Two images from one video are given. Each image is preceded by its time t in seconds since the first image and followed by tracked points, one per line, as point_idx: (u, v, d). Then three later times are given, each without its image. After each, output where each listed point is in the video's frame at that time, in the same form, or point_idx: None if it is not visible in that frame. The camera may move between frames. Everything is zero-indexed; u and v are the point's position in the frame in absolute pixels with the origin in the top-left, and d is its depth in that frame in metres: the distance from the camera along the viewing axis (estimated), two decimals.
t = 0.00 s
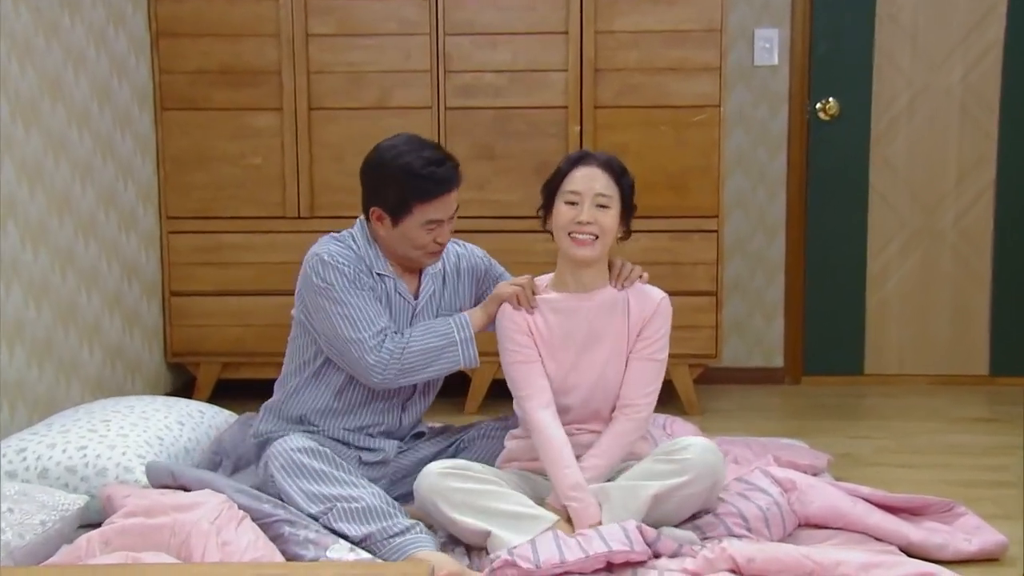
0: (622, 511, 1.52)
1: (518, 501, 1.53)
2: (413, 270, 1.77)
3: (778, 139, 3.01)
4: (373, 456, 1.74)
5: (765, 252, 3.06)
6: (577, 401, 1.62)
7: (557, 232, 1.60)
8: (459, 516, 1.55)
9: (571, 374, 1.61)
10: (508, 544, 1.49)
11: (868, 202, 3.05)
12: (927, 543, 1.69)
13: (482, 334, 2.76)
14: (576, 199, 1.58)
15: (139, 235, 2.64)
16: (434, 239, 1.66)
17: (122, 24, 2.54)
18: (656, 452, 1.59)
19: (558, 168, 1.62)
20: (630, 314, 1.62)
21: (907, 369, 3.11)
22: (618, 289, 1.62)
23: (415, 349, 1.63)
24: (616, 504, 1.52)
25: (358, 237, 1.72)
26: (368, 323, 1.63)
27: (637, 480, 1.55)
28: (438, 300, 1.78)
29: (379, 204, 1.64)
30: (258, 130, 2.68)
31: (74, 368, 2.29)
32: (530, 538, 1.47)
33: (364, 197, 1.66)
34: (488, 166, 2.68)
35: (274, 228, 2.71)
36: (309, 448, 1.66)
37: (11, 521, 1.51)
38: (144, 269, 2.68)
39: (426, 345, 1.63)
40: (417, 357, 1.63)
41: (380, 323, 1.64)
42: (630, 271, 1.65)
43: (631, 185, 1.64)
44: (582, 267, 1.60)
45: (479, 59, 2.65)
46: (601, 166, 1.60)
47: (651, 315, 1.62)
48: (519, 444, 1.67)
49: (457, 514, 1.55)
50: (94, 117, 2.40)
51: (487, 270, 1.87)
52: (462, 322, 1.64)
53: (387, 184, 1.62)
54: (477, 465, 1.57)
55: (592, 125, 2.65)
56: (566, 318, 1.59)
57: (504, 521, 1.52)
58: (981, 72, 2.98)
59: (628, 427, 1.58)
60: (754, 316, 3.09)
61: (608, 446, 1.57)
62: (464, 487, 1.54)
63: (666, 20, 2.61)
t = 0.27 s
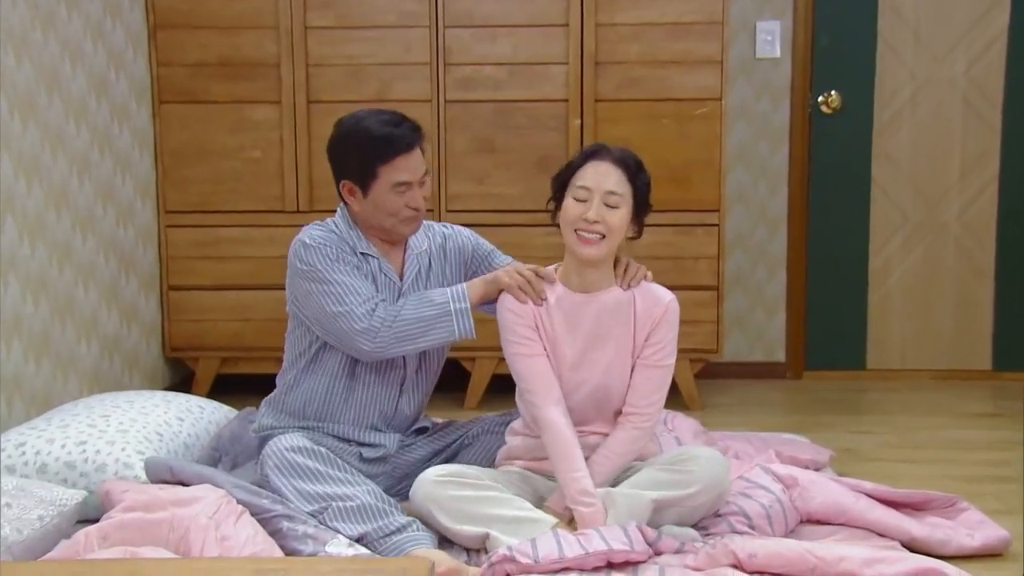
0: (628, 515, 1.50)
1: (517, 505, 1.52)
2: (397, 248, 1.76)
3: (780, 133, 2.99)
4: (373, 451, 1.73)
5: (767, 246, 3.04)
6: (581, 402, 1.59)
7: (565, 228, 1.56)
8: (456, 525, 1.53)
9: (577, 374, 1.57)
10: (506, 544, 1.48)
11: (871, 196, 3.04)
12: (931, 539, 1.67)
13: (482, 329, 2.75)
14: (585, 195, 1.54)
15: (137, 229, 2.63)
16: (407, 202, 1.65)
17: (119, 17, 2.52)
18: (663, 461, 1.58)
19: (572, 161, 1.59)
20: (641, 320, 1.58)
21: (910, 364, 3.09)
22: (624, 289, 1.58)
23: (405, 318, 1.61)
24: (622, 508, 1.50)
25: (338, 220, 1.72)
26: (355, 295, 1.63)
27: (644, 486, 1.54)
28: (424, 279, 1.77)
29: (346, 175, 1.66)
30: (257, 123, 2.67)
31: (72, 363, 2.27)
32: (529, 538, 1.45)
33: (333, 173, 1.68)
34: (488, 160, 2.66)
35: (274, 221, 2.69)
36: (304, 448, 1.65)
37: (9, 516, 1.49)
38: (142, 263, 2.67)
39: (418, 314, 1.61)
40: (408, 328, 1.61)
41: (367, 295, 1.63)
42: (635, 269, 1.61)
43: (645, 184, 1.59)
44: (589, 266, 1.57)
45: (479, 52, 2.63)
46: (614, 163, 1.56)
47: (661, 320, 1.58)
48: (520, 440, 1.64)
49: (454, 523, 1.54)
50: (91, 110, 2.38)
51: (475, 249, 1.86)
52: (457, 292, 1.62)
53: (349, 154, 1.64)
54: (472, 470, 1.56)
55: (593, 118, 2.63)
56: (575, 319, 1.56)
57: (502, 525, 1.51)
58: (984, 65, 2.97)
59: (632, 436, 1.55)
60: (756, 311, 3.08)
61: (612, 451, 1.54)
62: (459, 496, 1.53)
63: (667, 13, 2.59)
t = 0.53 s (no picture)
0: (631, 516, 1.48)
1: (515, 507, 1.51)
2: (414, 253, 1.75)
3: (781, 129, 2.98)
4: (371, 448, 1.71)
5: (768, 243, 3.03)
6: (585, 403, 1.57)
7: (573, 233, 1.53)
8: (454, 528, 1.52)
9: (581, 375, 1.56)
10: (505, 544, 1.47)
11: (872, 192, 3.02)
12: (932, 537, 1.66)
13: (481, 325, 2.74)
14: (595, 200, 1.52)
15: (135, 225, 2.61)
16: (425, 200, 1.64)
17: (116, 11, 2.51)
18: (665, 462, 1.56)
19: (576, 164, 1.55)
20: (646, 320, 1.56)
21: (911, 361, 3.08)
22: (630, 292, 1.57)
23: (427, 322, 1.60)
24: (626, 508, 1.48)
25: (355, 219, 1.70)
26: (378, 299, 1.61)
27: (647, 487, 1.52)
28: (440, 284, 1.75)
29: (363, 180, 1.66)
30: (255, 119, 2.66)
31: (69, 360, 2.26)
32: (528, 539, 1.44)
33: (350, 181, 1.68)
34: (488, 156, 2.65)
35: (272, 217, 2.68)
36: (299, 447, 1.64)
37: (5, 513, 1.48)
38: (140, 260, 2.65)
39: (439, 317, 1.60)
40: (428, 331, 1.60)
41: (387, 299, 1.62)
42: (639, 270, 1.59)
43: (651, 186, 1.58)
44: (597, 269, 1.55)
45: (478, 47, 2.62)
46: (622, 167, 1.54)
47: (666, 322, 1.56)
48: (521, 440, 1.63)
49: (452, 526, 1.52)
50: (88, 105, 2.36)
51: (489, 253, 1.84)
52: (477, 293, 1.60)
53: (364, 157, 1.64)
54: (471, 473, 1.54)
55: (593, 114, 2.62)
56: (580, 319, 1.54)
57: (501, 528, 1.50)
58: (986, 60, 2.95)
59: (633, 435, 1.54)
60: (757, 309, 3.07)
61: (614, 451, 1.53)
62: (458, 499, 1.52)
63: (667, 8, 2.57)
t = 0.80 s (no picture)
0: (632, 512, 1.47)
1: (518, 502, 1.50)
2: (420, 246, 1.74)
3: (782, 126, 2.97)
4: (382, 446, 1.71)
5: (768, 240, 3.03)
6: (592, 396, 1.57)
7: (591, 227, 1.53)
8: (454, 522, 1.52)
9: (589, 369, 1.55)
10: (506, 540, 1.46)
11: (872, 190, 3.02)
12: (932, 533, 1.66)
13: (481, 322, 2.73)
14: (614, 193, 1.51)
15: (134, 222, 2.61)
16: (432, 188, 1.63)
17: (114, 7, 2.50)
18: (667, 459, 1.56)
19: (597, 159, 1.55)
20: (658, 319, 1.56)
21: (911, 358, 3.08)
22: (644, 288, 1.56)
23: (447, 311, 1.59)
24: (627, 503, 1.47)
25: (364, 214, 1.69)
26: (396, 289, 1.60)
27: (649, 484, 1.51)
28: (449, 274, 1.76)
29: (367, 172, 1.65)
30: (254, 116, 2.65)
31: (68, 358, 2.25)
32: (529, 535, 1.44)
33: (354, 174, 1.67)
34: (488, 153, 2.64)
35: (271, 214, 2.67)
36: (306, 435, 1.64)
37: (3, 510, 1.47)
38: (139, 256, 2.65)
39: (461, 304, 1.59)
40: (448, 319, 1.59)
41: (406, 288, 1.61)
42: (658, 265, 1.58)
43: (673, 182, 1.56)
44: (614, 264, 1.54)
45: (478, 43, 2.61)
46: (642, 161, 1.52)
47: (676, 320, 1.56)
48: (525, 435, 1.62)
49: (451, 519, 1.52)
50: (87, 102, 2.36)
51: (491, 243, 1.84)
52: (497, 279, 1.60)
53: (368, 149, 1.63)
54: (471, 466, 1.55)
55: (592, 110, 2.61)
56: (592, 314, 1.54)
57: (502, 522, 1.49)
58: (988, 57, 2.95)
59: (639, 433, 1.53)
60: (757, 306, 3.06)
61: (619, 447, 1.53)
62: (456, 492, 1.52)
63: (667, 4, 2.57)
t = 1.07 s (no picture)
0: (632, 509, 1.47)
1: (518, 498, 1.50)
2: (428, 252, 1.74)
3: (782, 125, 2.97)
4: (376, 442, 1.71)
5: (768, 240, 3.02)
6: (590, 394, 1.57)
7: (593, 219, 1.53)
8: (454, 517, 1.52)
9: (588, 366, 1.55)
10: (505, 539, 1.46)
11: (873, 189, 3.02)
12: (932, 532, 1.66)
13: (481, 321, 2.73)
14: (618, 188, 1.51)
15: (134, 220, 2.61)
16: (442, 193, 1.63)
17: (114, 6, 2.50)
18: (667, 456, 1.56)
19: (604, 150, 1.54)
20: (655, 315, 1.56)
21: (911, 357, 3.07)
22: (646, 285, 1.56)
23: (416, 340, 1.56)
24: (628, 500, 1.47)
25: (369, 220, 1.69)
26: (374, 310, 1.58)
27: (649, 481, 1.51)
28: (454, 283, 1.75)
29: (377, 176, 1.64)
30: (253, 115, 2.65)
31: (68, 357, 2.25)
32: (529, 534, 1.43)
33: (364, 177, 1.67)
34: (488, 152, 2.64)
35: (271, 213, 2.67)
36: (305, 432, 1.63)
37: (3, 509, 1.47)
38: (139, 255, 2.65)
39: (431, 335, 1.56)
40: (416, 350, 1.56)
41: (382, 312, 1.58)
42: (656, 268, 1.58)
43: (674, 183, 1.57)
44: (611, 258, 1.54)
45: (478, 42, 2.61)
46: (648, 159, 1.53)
47: (675, 317, 1.57)
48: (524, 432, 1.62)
49: (451, 515, 1.52)
50: (86, 100, 2.36)
51: (498, 250, 1.84)
52: (469, 317, 1.56)
53: (380, 153, 1.62)
54: (471, 462, 1.54)
55: (592, 109, 2.61)
56: (589, 312, 1.53)
57: (502, 519, 1.49)
58: (988, 56, 2.95)
59: (638, 431, 1.53)
60: (757, 305, 3.06)
61: (617, 444, 1.53)
62: (456, 488, 1.51)
63: (667, 2, 2.57)
